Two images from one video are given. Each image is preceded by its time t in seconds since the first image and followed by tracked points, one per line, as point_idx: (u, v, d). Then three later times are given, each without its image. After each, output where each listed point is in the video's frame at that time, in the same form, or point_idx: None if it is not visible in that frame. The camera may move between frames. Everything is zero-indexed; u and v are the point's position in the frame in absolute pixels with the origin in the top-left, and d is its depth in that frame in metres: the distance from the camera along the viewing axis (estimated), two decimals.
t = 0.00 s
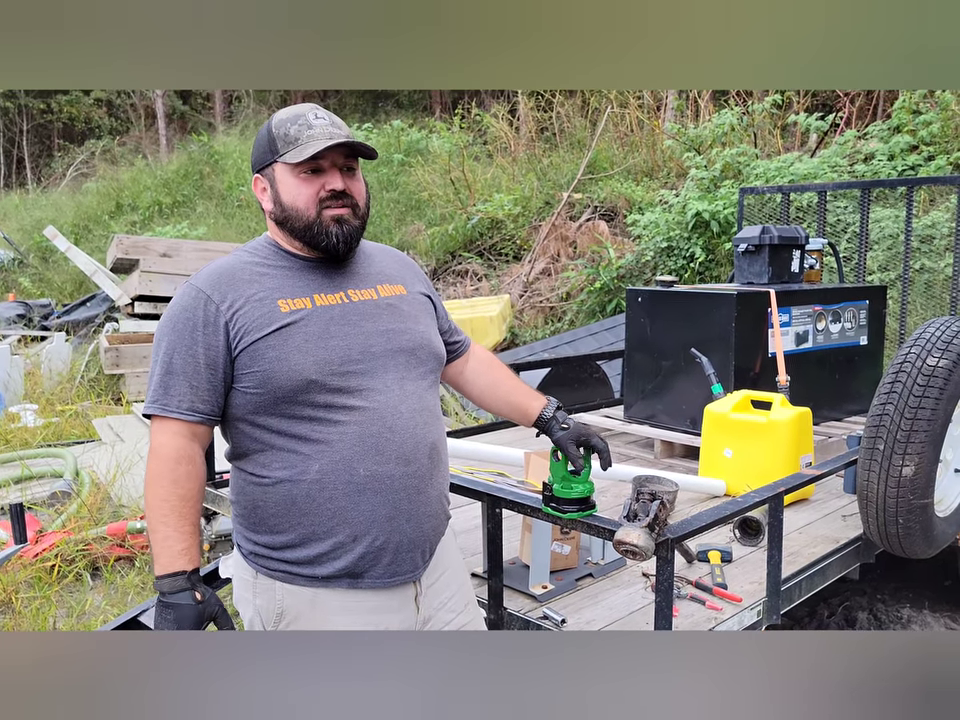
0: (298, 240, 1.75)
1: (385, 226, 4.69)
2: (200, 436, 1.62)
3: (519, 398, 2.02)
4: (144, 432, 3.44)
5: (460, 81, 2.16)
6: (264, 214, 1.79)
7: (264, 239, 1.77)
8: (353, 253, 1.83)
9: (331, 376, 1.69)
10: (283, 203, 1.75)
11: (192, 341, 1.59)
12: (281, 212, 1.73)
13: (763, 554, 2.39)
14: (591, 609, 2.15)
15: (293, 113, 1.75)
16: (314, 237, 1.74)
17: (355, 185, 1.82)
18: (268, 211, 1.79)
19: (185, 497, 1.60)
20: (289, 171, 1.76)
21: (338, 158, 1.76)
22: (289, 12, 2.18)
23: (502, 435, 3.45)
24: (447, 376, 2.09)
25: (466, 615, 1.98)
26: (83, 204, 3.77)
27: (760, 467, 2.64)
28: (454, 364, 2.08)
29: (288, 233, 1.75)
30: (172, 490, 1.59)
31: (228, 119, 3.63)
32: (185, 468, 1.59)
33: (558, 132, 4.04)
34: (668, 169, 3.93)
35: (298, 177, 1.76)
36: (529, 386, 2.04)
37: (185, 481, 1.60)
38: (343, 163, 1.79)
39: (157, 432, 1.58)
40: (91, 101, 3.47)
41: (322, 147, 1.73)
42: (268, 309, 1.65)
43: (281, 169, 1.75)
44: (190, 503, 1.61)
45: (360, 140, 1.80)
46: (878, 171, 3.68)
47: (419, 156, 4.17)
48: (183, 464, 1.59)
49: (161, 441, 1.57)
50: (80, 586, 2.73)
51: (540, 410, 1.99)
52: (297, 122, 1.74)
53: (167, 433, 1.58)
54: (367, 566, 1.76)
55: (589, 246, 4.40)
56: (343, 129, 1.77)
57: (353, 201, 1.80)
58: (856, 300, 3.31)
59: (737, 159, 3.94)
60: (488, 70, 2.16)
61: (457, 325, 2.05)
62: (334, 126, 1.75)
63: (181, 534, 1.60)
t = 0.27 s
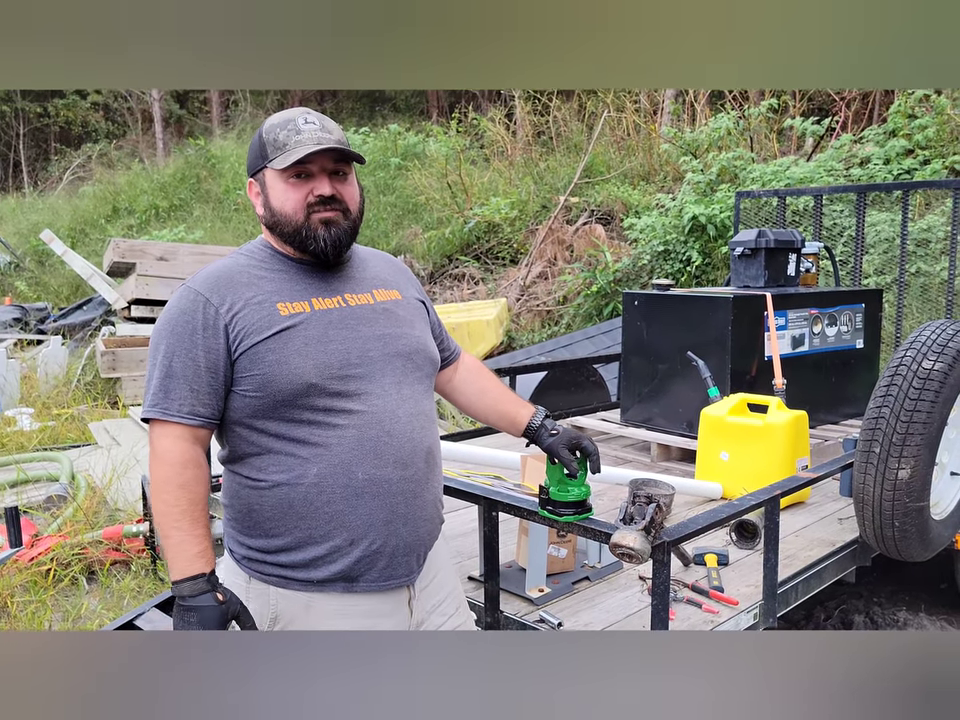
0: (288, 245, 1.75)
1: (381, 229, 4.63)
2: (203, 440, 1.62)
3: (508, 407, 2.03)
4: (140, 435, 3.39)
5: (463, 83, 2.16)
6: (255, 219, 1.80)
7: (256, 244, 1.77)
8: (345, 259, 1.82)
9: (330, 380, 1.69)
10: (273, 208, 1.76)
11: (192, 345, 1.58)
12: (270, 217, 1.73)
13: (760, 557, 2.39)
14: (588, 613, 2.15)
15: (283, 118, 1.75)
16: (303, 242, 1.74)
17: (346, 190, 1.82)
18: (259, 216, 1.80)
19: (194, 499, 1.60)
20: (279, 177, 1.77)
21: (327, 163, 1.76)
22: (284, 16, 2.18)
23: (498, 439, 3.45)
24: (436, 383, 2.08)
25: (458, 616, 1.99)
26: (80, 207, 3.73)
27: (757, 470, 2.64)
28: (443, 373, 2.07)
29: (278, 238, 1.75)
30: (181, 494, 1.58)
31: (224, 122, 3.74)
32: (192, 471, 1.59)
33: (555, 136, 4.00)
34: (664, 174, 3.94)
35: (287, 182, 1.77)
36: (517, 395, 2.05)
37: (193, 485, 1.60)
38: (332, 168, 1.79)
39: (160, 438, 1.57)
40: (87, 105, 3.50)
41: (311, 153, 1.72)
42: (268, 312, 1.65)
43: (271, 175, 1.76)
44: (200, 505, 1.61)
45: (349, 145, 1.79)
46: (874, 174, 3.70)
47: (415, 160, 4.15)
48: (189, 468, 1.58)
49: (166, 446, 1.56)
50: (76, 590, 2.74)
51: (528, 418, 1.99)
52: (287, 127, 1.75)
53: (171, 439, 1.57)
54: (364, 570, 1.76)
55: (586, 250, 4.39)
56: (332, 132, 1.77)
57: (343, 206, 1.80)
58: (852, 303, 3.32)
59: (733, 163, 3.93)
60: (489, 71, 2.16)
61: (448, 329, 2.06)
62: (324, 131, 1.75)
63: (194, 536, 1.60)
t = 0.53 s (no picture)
0: (281, 249, 1.74)
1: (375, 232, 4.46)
2: (200, 443, 1.61)
3: (504, 409, 2.03)
4: (136, 440, 3.43)
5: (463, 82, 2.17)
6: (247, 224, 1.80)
7: (248, 247, 1.76)
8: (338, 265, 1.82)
9: (327, 383, 1.69)
10: (265, 213, 1.76)
11: (188, 348, 1.56)
12: (263, 220, 1.72)
13: (756, 559, 2.39)
14: (584, 615, 2.15)
15: (277, 121, 1.77)
16: (295, 248, 1.73)
17: (340, 196, 1.82)
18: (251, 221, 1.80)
19: (195, 501, 1.60)
20: (272, 182, 1.77)
21: (320, 169, 1.77)
22: (279, 18, 2.17)
23: (494, 441, 3.45)
24: (431, 385, 2.08)
25: (449, 617, 2.01)
26: (75, 210, 3.74)
27: (752, 473, 2.65)
28: (437, 374, 2.07)
29: (271, 242, 1.74)
30: (181, 497, 1.58)
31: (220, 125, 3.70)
32: (191, 474, 1.58)
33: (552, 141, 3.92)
34: (661, 177, 3.98)
35: (280, 188, 1.77)
36: (514, 397, 2.05)
37: (193, 488, 1.59)
38: (325, 174, 1.80)
39: (157, 443, 1.56)
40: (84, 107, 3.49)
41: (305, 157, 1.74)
42: (263, 316, 1.65)
43: (264, 179, 1.76)
44: (200, 507, 1.60)
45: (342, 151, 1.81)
46: (869, 177, 3.73)
47: (411, 165, 3.98)
48: (188, 471, 1.58)
49: (164, 451, 1.55)
50: (71, 595, 2.70)
51: (524, 420, 1.99)
52: (281, 131, 1.76)
53: (168, 443, 1.56)
54: (360, 573, 1.77)
55: (582, 253, 4.37)
56: (326, 138, 1.78)
57: (336, 213, 1.80)
58: (848, 306, 3.32)
59: (730, 166, 3.93)
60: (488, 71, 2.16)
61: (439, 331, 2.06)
62: (318, 136, 1.77)
63: (197, 538, 1.60)
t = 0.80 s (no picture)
0: (295, 256, 1.73)
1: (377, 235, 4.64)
2: (192, 450, 1.61)
3: (503, 405, 2.01)
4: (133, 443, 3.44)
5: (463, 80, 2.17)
6: (256, 223, 1.75)
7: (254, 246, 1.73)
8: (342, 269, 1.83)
9: (323, 386, 1.69)
10: (282, 216, 1.72)
11: (182, 353, 1.56)
12: (283, 227, 1.70)
13: (754, 562, 2.39)
14: (582, 618, 2.15)
15: (294, 123, 1.73)
16: (313, 254, 1.73)
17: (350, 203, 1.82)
18: (260, 219, 1.75)
19: (185, 510, 1.59)
20: (289, 184, 1.72)
21: (339, 175, 1.75)
22: (277, 21, 2.17)
23: (493, 444, 3.45)
24: (427, 383, 2.09)
25: (447, 618, 2.01)
26: (74, 213, 3.96)
27: (750, 476, 2.65)
28: (432, 372, 2.08)
29: (285, 247, 1.73)
30: (172, 504, 1.57)
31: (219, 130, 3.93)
32: (183, 481, 1.58)
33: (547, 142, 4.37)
34: (659, 179, 4.06)
35: (299, 190, 1.73)
36: (511, 392, 2.03)
37: (185, 495, 1.59)
38: (341, 178, 1.78)
39: (150, 448, 1.56)
40: (80, 111, 3.65)
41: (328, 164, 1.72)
42: (258, 319, 1.65)
43: (282, 181, 1.71)
44: (191, 517, 1.59)
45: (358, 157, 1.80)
46: (866, 180, 3.63)
47: (410, 166, 4.33)
48: (180, 478, 1.58)
49: (156, 456, 1.56)
50: (69, 597, 2.73)
51: (522, 415, 1.98)
52: (299, 134, 1.72)
53: (160, 448, 1.56)
54: (360, 575, 1.76)
55: (580, 256, 4.42)
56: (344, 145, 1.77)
57: (349, 218, 1.80)
58: (845, 308, 3.33)
59: (727, 169, 3.87)
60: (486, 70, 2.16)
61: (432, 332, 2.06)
62: (336, 141, 1.76)
63: (184, 547, 1.59)
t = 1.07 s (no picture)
0: (308, 254, 1.76)
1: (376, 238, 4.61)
2: (195, 453, 1.60)
3: (501, 411, 2.02)
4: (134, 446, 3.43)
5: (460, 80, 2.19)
6: (266, 223, 1.75)
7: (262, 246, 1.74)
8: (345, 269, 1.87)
9: (326, 385, 1.69)
10: (296, 214, 1.75)
11: (185, 355, 1.56)
12: (299, 225, 1.73)
13: (755, 565, 2.39)
14: (583, 622, 2.15)
15: (300, 122, 1.75)
16: (329, 251, 1.77)
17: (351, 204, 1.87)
18: (269, 220, 1.76)
19: (189, 516, 1.58)
20: (301, 184, 1.77)
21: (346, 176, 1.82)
22: (277, 25, 2.18)
23: (493, 446, 3.45)
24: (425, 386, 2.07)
25: (447, 620, 2.01)
26: (74, 215, 3.75)
27: (750, 479, 2.65)
28: (431, 374, 2.06)
29: (298, 246, 1.75)
30: (175, 509, 1.57)
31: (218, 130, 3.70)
32: (186, 486, 1.58)
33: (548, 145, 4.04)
34: (658, 181, 3.94)
35: (309, 190, 1.77)
36: (509, 398, 2.04)
37: (188, 500, 1.58)
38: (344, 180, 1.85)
39: (153, 452, 1.55)
40: (80, 114, 3.46)
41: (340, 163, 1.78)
42: (260, 320, 1.64)
43: (295, 180, 1.75)
44: (194, 524, 1.59)
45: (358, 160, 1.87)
46: (867, 183, 3.74)
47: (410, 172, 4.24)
48: (184, 484, 1.57)
49: (160, 461, 1.55)
50: (69, 600, 2.70)
51: (519, 423, 1.99)
52: (308, 134, 1.76)
53: (164, 453, 1.55)
54: (364, 574, 1.76)
55: (580, 258, 4.46)
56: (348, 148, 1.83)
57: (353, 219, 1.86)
58: (845, 311, 3.33)
59: (727, 171, 3.96)
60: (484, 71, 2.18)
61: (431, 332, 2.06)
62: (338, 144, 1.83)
63: (187, 553, 1.59)
